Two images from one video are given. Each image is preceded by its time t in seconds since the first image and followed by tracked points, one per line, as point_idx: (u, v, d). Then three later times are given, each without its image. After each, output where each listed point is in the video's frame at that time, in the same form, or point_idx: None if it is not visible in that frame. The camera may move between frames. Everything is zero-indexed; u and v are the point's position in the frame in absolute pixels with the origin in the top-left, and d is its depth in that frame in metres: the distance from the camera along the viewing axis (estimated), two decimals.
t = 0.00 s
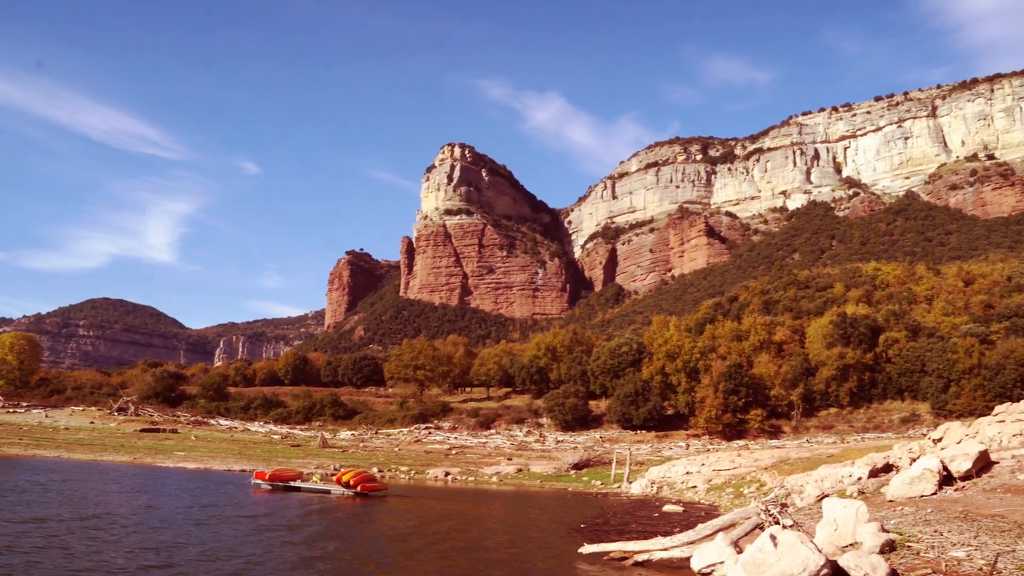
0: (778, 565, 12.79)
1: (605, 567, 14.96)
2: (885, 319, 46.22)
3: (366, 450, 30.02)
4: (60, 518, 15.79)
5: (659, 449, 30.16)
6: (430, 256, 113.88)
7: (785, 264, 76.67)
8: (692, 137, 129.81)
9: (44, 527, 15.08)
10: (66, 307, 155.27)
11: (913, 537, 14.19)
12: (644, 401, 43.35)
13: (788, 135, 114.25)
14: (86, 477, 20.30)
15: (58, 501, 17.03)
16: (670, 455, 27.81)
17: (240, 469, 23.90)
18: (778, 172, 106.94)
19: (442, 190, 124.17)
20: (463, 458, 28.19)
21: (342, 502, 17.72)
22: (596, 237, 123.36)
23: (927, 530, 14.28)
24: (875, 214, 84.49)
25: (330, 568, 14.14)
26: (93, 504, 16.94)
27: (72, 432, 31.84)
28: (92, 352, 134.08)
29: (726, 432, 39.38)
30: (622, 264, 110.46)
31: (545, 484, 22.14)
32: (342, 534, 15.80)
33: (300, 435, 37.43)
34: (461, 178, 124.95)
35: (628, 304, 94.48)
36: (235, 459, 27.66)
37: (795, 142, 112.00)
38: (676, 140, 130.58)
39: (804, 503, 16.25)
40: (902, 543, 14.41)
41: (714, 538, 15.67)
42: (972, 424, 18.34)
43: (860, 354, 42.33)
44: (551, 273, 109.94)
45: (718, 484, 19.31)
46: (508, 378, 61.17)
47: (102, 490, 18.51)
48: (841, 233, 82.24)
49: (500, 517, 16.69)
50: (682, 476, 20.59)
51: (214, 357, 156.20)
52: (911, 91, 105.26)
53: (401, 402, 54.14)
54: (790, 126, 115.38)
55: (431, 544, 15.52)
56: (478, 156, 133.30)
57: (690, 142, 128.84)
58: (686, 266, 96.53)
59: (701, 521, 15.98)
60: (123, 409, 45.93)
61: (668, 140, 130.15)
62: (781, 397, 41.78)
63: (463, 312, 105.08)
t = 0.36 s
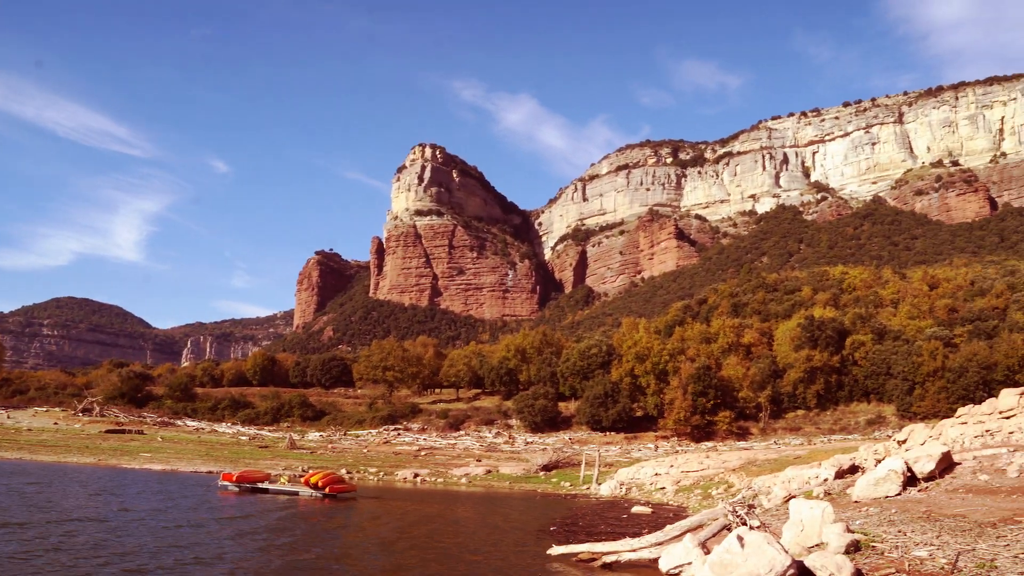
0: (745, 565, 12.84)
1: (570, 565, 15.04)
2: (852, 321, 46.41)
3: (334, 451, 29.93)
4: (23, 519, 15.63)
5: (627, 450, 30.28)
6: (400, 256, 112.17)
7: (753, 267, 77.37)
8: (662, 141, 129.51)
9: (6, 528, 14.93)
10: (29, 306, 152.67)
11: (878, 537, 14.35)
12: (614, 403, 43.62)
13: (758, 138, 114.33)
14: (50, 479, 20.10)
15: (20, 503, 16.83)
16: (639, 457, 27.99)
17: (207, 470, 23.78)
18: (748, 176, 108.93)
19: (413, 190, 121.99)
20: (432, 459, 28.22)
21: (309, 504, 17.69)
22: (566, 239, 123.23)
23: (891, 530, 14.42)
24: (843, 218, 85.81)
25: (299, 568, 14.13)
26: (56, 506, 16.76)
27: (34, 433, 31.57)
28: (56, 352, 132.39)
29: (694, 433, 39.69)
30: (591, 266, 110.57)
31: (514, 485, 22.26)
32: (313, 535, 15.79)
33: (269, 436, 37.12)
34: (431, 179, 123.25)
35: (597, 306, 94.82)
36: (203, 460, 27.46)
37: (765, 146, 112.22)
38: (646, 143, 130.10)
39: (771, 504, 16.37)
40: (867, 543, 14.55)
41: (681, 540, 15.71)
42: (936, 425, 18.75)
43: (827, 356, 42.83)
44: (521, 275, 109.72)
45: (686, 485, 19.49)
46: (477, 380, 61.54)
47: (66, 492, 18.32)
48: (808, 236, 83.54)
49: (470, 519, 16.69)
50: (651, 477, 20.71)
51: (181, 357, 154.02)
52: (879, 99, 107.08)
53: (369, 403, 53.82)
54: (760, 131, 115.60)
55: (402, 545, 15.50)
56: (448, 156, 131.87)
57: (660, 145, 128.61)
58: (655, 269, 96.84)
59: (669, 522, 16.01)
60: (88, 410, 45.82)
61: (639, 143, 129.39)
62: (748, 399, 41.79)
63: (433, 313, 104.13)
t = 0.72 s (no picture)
0: (713, 567, 12.89)
1: (538, 566, 15.12)
2: (820, 324, 47.17)
3: (303, 452, 29.73)
4: None
5: (598, 451, 30.41)
6: (370, 256, 110.74)
7: (723, 270, 78.08)
8: (633, 144, 130.16)
9: None
10: None
11: (844, 537, 14.51)
12: (584, 405, 43.77)
13: (728, 142, 115.08)
14: (15, 481, 19.85)
15: None
16: (609, 458, 28.05)
17: (174, 472, 23.63)
18: (718, 179, 109.55)
19: (384, 190, 120.19)
20: (402, 461, 28.14)
21: (278, 505, 17.66)
22: (537, 240, 123.16)
23: (856, 531, 14.58)
24: (812, 222, 87.27)
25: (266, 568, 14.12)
26: (19, 508, 16.57)
27: None
28: (20, 352, 130.74)
29: (664, 435, 39.74)
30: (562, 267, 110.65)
31: (484, 485, 22.35)
32: (282, 536, 15.78)
33: (238, 437, 36.76)
34: (403, 179, 121.32)
35: (568, 308, 95.26)
36: (170, 462, 27.19)
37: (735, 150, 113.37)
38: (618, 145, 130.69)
39: (740, 505, 16.49)
40: (833, 543, 14.70)
41: (650, 540, 15.74)
42: (901, 427, 18.98)
43: (795, 359, 43.21)
44: (492, 275, 109.83)
45: (656, 487, 19.62)
46: (447, 381, 61.38)
47: (30, 494, 18.11)
48: (778, 239, 84.66)
49: (441, 521, 16.67)
50: (620, 479, 20.83)
51: (149, 357, 151.33)
52: (848, 103, 109.09)
53: (339, 404, 53.44)
54: (731, 134, 116.20)
55: (370, 546, 15.47)
56: (420, 156, 129.77)
57: (631, 147, 129.58)
58: (626, 271, 97.37)
59: (638, 523, 16.01)
60: (53, 411, 45.49)
61: (610, 145, 129.94)
62: (717, 401, 42.33)
63: (403, 313, 103.43)
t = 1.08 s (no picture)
0: (682, 567, 12.94)
1: (508, 567, 15.15)
2: (790, 326, 47.99)
3: (273, 453, 29.58)
4: None
5: (568, 452, 30.53)
6: (341, 256, 110.26)
7: (694, 272, 78.59)
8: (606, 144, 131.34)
9: None
10: None
11: (811, 537, 14.61)
12: (554, 406, 43.69)
13: (700, 146, 117.94)
14: None
15: None
16: (579, 459, 28.14)
17: (142, 473, 23.44)
18: (689, 182, 110.82)
19: (356, 190, 119.70)
20: (372, 462, 28.09)
21: (246, 507, 17.59)
22: (509, 241, 123.59)
23: (824, 531, 14.68)
24: (781, 224, 88.60)
25: (232, 567, 14.10)
26: None
27: None
28: None
29: (634, 436, 39.98)
30: (534, 269, 110.92)
31: (455, 487, 22.40)
32: (251, 537, 15.71)
33: (206, 438, 36.51)
34: (375, 179, 120.58)
35: (540, 309, 95.48)
36: (138, 463, 26.95)
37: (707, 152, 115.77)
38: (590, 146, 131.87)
39: (709, 506, 16.54)
40: (801, 543, 14.82)
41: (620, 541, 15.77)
42: (869, 429, 19.18)
43: (765, 361, 43.47)
44: (464, 277, 109.51)
45: (626, 488, 19.70)
46: (418, 381, 61.32)
47: None
48: (748, 241, 85.48)
49: (412, 522, 16.64)
50: (590, 480, 20.91)
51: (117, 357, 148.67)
52: (818, 108, 111.28)
53: (310, 405, 53.05)
54: (702, 137, 119.08)
55: (340, 547, 15.43)
56: (392, 157, 129.52)
57: (604, 149, 130.51)
58: (597, 272, 97.71)
59: (608, 524, 16.03)
60: (17, 411, 45.25)
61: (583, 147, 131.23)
62: (688, 403, 42.05)
63: (374, 313, 102.81)
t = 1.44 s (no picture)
0: (651, 567, 12.99)
1: (478, 568, 15.15)
2: (759, 329, 48.57)
3: (243, 454, 29.46)
4: None
5: (539, 453, 30.59)
6: (313, 256, 109.34)
7: (666, 273, 79.08)
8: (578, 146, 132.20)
9: None
10: None
11: (780, 537, 14.71)
12: (526, 407, 43.72)
13: (672, 147, 119.12)
14: None
15: None
16: (550, 459, 28.35)
17: (109, 474, 23.22)
18: (662, 184, 112.00)
19: (327, 189, 118.99)
20: (343, 462, 28.11)
21: (215, 508, 17.49)
22: (481, 243, 123.14)
23: (792, 532, 14.78)
24: (751, 228, 90.14)
25: (200, 567, 14.04)
26: None
27: None
28: None
29: (605, 437, 40.21)
30: (506, 270, 111.04)
31: (426, 488, 22.46)
32: (221, 538, 15.64)
33: (173, 438, 36.27)
34: (347, 178, 120.24)
35: (511, 310, 95.60)
36: (105, 464, 26.70)
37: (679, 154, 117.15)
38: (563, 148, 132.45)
39: (679, 507, 16.61)
40: (769, 543, 14.91)
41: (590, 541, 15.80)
42: (838, 430, 19.39)
43: (735, 362, 43.87)
44: (435, 278, 109.21)
45: (597, 488, 19.83)
46: (389, 382, 61.21)
47: None
48: (720, 243, 86.87)
49: (383, 522, 16.63)
50: (561, 481, 21.01)
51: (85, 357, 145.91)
52: (790, 112, 113.78)
53: (280, 405, 52.69)
54: (674, 140, 120.62)
55: (312, 548, 15.38)
56: (365, 156, 129.14)
57: (576, 151, 131.30)
58: (569, 273, 98.05)
59: (579, 525, 16.05)
60: None
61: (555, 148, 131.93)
62: (659, 404, 42.10)
63: (345, 313, 102.00)
